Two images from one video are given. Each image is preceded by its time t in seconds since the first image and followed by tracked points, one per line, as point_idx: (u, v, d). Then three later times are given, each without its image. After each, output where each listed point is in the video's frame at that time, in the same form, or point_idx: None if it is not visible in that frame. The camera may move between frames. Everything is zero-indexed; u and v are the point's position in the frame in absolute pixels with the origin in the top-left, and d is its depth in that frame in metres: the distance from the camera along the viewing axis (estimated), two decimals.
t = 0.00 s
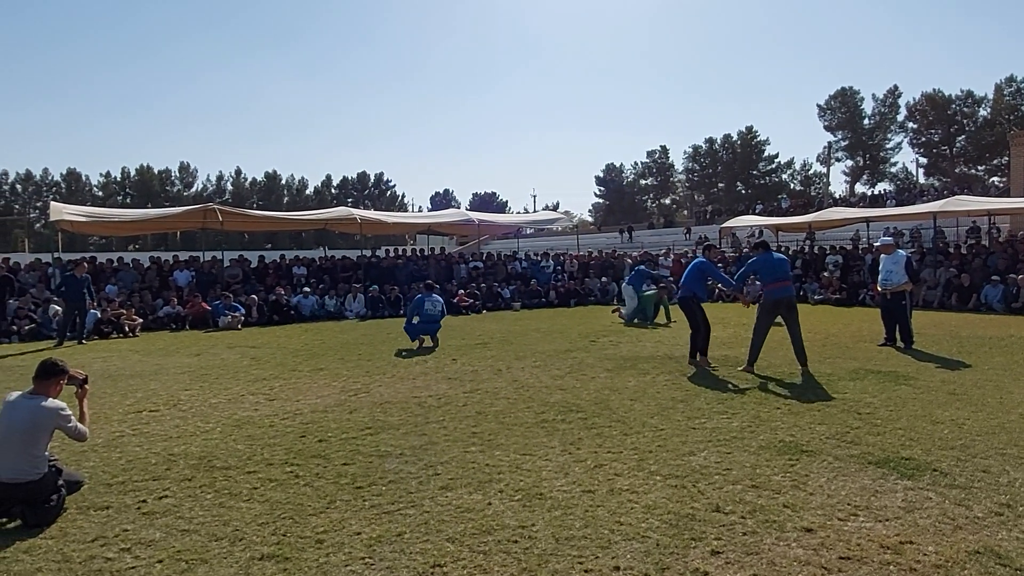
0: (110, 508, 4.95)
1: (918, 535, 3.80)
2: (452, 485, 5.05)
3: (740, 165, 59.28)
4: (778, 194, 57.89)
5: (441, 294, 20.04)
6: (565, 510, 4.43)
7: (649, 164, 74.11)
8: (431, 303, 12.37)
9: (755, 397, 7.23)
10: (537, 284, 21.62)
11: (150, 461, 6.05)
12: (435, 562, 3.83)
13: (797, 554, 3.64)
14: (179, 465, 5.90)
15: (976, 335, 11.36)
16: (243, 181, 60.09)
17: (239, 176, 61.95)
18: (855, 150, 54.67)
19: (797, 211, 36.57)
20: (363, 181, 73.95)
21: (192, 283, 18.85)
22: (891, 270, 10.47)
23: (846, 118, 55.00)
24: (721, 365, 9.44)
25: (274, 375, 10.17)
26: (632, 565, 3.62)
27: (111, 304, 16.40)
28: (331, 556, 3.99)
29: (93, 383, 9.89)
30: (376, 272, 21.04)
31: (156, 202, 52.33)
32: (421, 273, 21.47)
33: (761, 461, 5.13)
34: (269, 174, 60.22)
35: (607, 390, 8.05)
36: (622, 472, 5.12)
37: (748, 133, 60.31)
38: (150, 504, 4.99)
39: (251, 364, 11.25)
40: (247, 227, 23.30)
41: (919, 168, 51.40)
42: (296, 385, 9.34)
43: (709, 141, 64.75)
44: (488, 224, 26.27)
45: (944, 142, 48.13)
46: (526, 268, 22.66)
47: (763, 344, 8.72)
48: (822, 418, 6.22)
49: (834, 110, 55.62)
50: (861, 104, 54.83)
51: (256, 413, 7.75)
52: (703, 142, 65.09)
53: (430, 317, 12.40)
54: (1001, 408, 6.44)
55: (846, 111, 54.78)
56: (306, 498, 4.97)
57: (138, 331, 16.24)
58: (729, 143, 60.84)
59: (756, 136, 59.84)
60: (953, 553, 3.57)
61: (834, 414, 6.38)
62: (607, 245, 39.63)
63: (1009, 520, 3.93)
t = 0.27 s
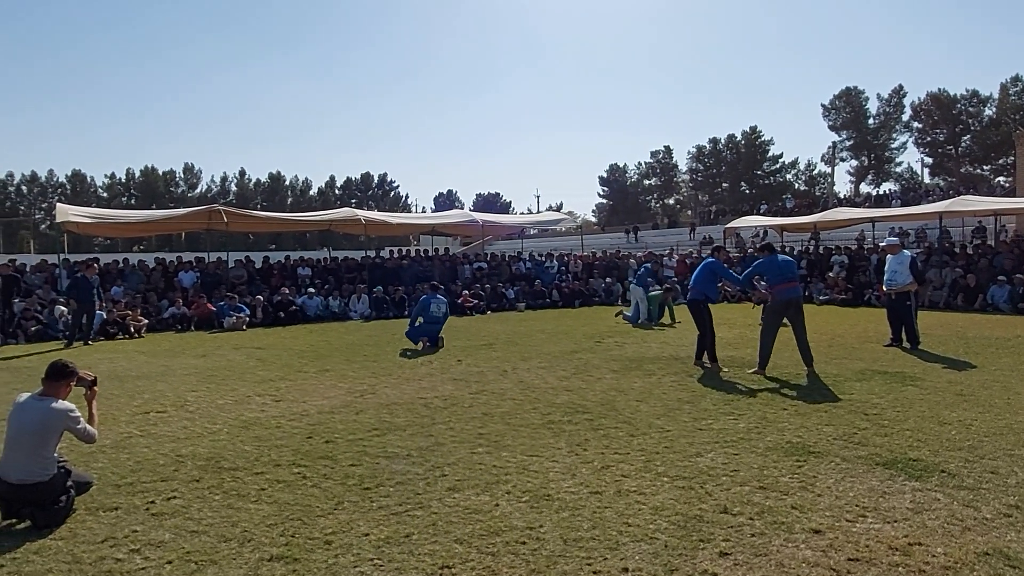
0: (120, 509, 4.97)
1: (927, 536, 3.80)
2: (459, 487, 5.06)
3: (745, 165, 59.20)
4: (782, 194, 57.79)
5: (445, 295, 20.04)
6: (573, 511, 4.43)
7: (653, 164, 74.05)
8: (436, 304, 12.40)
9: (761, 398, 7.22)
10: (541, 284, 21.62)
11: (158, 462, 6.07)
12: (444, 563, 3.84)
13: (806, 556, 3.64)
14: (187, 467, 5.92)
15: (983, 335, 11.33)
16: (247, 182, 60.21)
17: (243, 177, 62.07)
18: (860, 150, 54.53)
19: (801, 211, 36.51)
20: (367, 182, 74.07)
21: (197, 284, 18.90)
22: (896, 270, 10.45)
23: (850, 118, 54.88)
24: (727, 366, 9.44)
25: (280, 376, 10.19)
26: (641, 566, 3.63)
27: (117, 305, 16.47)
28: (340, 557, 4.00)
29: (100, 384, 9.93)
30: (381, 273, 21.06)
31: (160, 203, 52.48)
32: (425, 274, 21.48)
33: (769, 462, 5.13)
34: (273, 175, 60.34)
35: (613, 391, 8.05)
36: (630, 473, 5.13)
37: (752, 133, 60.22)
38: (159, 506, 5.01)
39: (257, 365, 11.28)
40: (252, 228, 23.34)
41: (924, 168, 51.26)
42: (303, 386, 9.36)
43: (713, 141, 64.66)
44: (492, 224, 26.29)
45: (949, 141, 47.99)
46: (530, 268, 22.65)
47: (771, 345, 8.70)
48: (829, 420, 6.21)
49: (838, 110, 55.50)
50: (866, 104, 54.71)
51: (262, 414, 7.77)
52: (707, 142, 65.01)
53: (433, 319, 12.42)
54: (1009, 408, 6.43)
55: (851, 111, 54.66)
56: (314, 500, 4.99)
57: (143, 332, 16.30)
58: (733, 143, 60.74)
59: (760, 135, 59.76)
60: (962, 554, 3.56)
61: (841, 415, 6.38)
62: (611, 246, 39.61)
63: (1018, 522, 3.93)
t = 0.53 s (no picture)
0: (128, 511, 4.99)
1: (935, 539, 3.80)
2: (466, 489, 5.07)
3: (749, 166, 59.13)
4: (786, 194, 57.70)
5: (449, 296, 20.06)
6: (580, 513, 4.44)
7: (657, 165, 73.99)
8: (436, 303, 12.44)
9: (767, 400, 7.23)
10: (545, 285, 21.63)
11: (166, 464, 6.10)
12: (452, 566, 3.85)
13: (814, 559, 3.64)
14: (194, 469, 5.95)
15: (989, 336, 11.30)
16: (251, 183, 60.33)
17: (247, 178, 62.21)
18: (864, 150, 54.39)
19: (806, 211, 36.44)
20: (371, 183, 74.18)
21: (202, 286, 18.95)
22: (899, 272, 10.43)
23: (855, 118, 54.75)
24: (732, 368, 9.43)
25: (286, 378, 10.23)
26: (649, 569, 3.64)
27: (123, 306, 16.52)
28: (349, 560, 4.02)
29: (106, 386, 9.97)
30: (385, 274, 21.10)
31: (165, 204, 52.64)
32: (430, 275, 21.50)
33: (775, 465, 5.13)
34: (277, 176, 60.47)
35: (618, 393, 8.06)
36: (636, 475, 5.13)
37: (756, 133, 60.14)
38: (167, 508, 5.03)
39: (263, 367, 11.31)
40: (256, 229, 23.39)
41: (929, 168, 51.11)
42: (308, 388, 9.39)
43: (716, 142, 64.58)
44: (497, 225, 26.31)
45: (954, 142, 47.85)
46: (534, 269, 22.66)
47: (778, 347, 8.69)
48: (835, 422, 6.21)
49: (843, 110, 55.38)
50: (871, 104, 54.57)
51: (269, 416, 7.80)
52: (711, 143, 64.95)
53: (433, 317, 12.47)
54: (1016, 410, 6.42)
55: (855, 111, 54.54)
56: (321, 502, 5.00)
57: (149, 333, 16.35)
58: (737, 143, 60.63)
59: (764, 136, 59.67)
60: (970, 558, 3.57)
61: (847, 417, 6.38)
62: (615, 247, 39.59)
63: None
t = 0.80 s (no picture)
0: (138, 515, 5.03)
1: (943, 543, 3.82)
2: (474, 493, 5.10)
3: (751, 167, 59.10)
4: (788, 195, 57.66)
5: (453, 298, 20.09)
6: (588, 518, 4.47)
7: (659, 166, 73.97)
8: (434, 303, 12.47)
9: (772, 403, 7.25)
10: (548, 287, 21.65)
11: (173, 468, 6.13)
12: (462, 570, 3.88)
13: (822, 563, 3.66)
14: (202, 472, 5.98)
15: (992, 338, 11.30)
16: (254, 184, 60.42)
17: (250, 180, 62.31)
18: (866, 152, 54.34)
19: (808, 212, 36.42)
20: (374, 184, 74.28)
21: (206, 288, 18.99)
22: (901, 274, 10.43)
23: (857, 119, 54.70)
24: (736, 370, 9.44)
25: (291, 381, 10.26)
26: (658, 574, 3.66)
27: (128, 309, 16.56)
28: (359, 564, 4.05)
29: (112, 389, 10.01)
30: (388, 276, 21.13)
31: (168, 205, 52.74)
32: (433, 277, 21.52)
33: (782, 469, 5.15)
34: (280, 177, 60.56)
35: (623, 396, 8.08)
36: (643, 479, 5.15)
37: (758, 134, 60.11)
38: (177, 512, 5.07)
39: (267, 370, 11.34)
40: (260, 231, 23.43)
41: (931, 168, 51.03)
42: (314, 391, 9.42)
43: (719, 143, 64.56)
44: (499, 227, 26.34)
45: (956, 143, 47.77)
46: (537, 271, 22.68)
47: (783, 349, 8.70)
48: (840, 425, 6.23)
49: (845, 111, 55.33)
50: (873, 104, 54.55)
51: (275, 420, 7.83)
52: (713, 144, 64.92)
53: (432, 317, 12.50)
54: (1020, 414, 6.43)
55: (857, 112, 54.49)
56: (330, 506, 5.03)
57: (154, 336, 16.40)
58: (739, 144, 60.59)
59: (767, 137, 59.65)
60: (978, 562, 3.59)
61: (852, 420, 6.39)
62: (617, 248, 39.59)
63: None
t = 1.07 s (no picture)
0: (153, 524, 5.08)
1: (953, 550, 3.85)
2: (485, 500, 5.14)
3: (753, 170, 59.14)
4: (791, 198, 57.68)
5: (458, 303, 20.14)
6: (600, 524, 4.51)
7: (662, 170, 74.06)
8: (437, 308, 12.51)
9: (779, 408, 7.28)
10: (553, 292, 21.71)
11: (186, 475, 6.19)
12: None
13: (833, 570, 3.70)
14: (215, 480, 6.03)
15: (997, 342, 11.32)
16: (258, 190, 60.60)
17: (254, 185, 62.52)
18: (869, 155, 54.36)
19: (811, 216, 36.44)
20: (377, 189, 74.44)
21: (212, 294, 19.06)
22: (905, 279, 10.46)
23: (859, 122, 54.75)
24: (742, 375, 9.48)
25: (299, 387, 10.32)
26: None
27: (135, 315, 16.63)
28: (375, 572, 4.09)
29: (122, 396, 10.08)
30: (394, 282, 21.20)
31: (172, 211, 52.90)
32: (438, 282, 21.59)
33: (791, 474, 5.19)
34: (284, 183, 60.74)
35: (630, 401, 8.13)
36: (653, 485, 5.19)
37: (760, 138, 60.16)
38: (192, 520, 5.12)
39: (275, 377, 11.40)
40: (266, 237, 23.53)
41: (933, 172, 51.03)
42: (322, 397, 9.47)
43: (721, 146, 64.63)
44: (504, 232, 26.40)
45: (958, 146, 47.78)
46: (541, 276, 22.73)
47: (790, 355, 8.72)
48: (847, 430, 6.26)
49: (847, 114, 55.37)
50: (875, 108, 54.59)
51: (285, 427, 7.88)
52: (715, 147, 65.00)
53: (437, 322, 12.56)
54: None
55: (859, 115, 54.53)
56: (343, 514, 5.08)
57: (160, 343, 16.46)
58: (742, 148, 60.66)
59: (769, 141, 59.70)
60: (989, 568, 3.62)
61: (859, 425, 6.43)
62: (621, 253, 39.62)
63: None
